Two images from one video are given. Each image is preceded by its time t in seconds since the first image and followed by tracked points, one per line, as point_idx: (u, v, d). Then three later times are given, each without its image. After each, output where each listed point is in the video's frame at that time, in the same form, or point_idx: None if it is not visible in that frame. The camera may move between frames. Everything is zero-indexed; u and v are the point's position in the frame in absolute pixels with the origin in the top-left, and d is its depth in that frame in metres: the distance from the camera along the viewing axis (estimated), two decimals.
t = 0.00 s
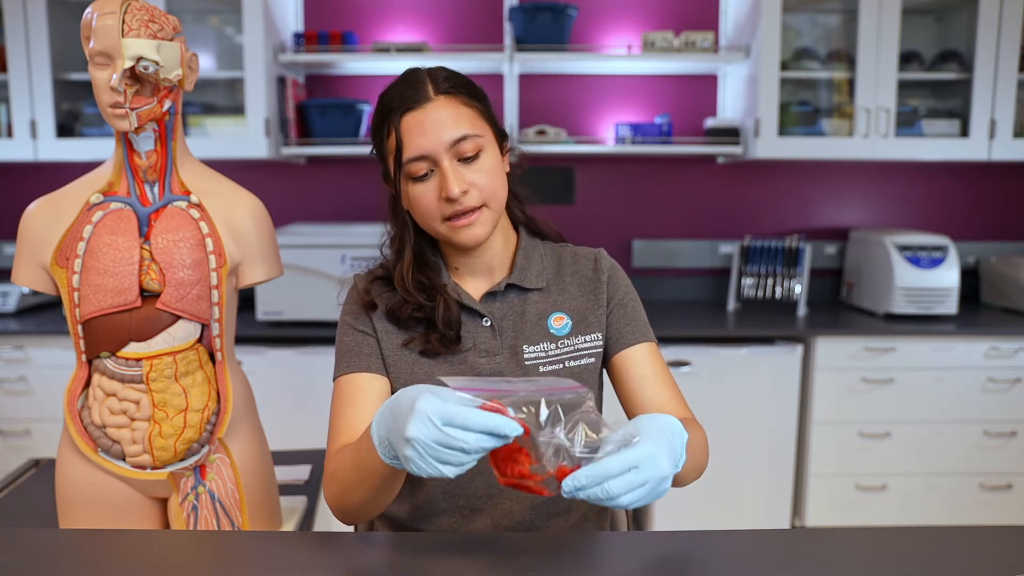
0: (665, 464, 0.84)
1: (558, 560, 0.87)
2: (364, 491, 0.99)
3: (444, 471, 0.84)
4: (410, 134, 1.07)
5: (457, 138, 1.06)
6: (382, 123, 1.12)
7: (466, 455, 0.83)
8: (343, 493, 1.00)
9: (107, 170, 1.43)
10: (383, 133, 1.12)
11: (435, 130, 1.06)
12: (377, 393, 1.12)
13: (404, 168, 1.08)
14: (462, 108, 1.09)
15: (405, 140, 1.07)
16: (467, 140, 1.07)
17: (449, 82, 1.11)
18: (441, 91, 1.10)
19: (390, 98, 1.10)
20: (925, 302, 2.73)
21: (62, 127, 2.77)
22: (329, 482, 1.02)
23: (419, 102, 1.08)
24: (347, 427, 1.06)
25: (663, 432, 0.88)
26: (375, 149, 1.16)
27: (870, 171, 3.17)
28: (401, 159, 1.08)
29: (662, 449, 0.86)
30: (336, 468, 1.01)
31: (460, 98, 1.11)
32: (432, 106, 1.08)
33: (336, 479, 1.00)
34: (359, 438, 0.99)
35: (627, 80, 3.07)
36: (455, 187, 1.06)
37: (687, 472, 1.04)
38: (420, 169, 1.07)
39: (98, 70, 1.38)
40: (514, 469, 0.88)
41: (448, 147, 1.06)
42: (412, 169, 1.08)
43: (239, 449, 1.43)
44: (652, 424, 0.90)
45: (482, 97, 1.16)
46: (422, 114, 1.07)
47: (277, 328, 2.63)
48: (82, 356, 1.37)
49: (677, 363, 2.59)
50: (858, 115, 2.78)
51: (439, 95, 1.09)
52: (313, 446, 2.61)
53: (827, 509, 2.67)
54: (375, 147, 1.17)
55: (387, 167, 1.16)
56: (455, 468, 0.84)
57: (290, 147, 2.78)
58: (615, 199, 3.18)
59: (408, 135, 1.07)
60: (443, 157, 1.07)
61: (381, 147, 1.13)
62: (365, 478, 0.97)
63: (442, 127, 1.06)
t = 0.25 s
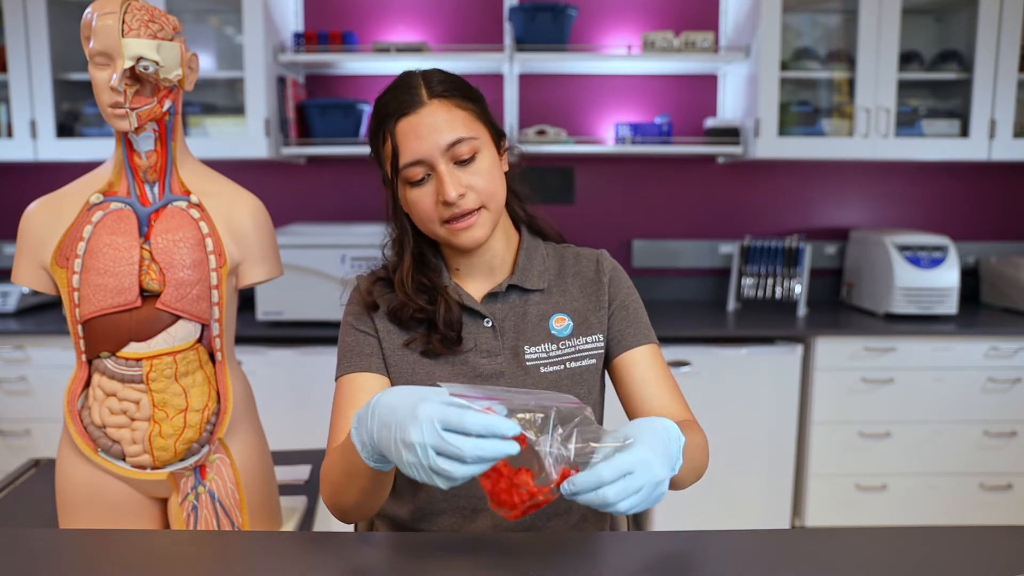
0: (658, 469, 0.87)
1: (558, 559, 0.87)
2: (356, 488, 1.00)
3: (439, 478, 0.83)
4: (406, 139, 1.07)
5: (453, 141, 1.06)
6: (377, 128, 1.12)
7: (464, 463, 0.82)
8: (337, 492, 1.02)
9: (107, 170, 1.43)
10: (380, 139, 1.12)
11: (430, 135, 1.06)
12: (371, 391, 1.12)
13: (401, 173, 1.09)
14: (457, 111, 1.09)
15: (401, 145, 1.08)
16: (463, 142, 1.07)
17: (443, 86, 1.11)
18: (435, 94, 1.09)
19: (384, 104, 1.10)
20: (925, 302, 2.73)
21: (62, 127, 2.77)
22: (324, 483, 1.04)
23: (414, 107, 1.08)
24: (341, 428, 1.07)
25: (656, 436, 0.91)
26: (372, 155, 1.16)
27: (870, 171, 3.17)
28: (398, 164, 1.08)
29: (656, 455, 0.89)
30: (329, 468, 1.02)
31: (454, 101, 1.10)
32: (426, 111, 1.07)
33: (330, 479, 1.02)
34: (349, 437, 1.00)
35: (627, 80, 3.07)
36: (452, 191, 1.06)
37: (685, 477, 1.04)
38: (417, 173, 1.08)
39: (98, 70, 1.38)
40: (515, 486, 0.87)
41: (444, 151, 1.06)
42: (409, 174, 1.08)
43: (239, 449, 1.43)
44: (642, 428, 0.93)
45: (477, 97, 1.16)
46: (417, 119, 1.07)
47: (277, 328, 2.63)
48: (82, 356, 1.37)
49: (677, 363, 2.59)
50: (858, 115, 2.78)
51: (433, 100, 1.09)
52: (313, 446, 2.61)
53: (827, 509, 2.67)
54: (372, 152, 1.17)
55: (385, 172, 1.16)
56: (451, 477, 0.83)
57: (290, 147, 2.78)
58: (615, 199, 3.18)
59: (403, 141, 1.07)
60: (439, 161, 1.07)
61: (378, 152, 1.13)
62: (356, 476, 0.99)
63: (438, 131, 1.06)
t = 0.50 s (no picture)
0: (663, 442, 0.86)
1: (557, 560, 0.87)
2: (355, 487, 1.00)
3: (439, 467, 0.85)
4: (407, 133, 1.08)
5: (453, 135, 1.07)
6: (380, 122, 1.13)
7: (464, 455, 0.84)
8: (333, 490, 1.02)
9: (107, 170, 1.43)
10: (382, 133, 1.13)
11: (431, 128, 1.07)
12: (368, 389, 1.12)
13: (402, 166, 1.09)
14: (459, 106, 1.10)
15: (402, 138, 1.08)
16: (464, 137, 1.07)
17: (447, 81, 1.11)
18: (437, 89, 1.10)
19: (387, 99, 1.11)
20: (925, 302, 2.73)
21: (62, 127, 2.77)
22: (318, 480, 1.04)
23: (416, 101, 1.09)
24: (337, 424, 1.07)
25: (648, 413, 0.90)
26: (375, 149, 1.17)
27: (870, 171, 3.17)
28: (399, 157, 1.09)
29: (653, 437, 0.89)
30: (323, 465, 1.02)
31: (457, 96, 1.11)
32: (428, 105, 1.08)
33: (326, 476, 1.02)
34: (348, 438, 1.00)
35: (627, 80, 3.07)
36: (451, 184, 1.06)
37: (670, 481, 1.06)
38: (417, 167, 1.08)
39: (98, 70, 1.38)
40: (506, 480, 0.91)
41: (444, 145, 1.07)
42: (409, 168, 1.08)
43: (239, 449, 1.43)
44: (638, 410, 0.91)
45: (481, 96, 1.16)
46: (418, 112, 1.08)
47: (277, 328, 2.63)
48: (82, 356, 1.37)
49: (677, 363, 2.59)
50: (858, 115, 2.78)
51: (436, 94, 1.10)
52: (313, 446, 2.61)
53: (827, 509, 2.67)
54: (375, 147, 1.18)
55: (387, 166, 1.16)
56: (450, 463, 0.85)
57: (290, 147, 2.78)
58: (615, 199, 3.18)
59: (404, 134, 1.08)
60: (439, 155, 1.07)
61: (380, 146, 1.14)
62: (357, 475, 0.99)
63: (439, 125, 1.07)
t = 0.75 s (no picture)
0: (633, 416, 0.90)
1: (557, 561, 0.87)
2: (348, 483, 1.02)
3: (440, 483, 0.84)
4: (420, 129, 1.08)
5: (466, 135, 1.07)
6: (393, 116, 1.13)
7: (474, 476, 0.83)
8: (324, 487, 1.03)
9: (107, 170, 1.43)
10: (394, 128, 1.13)
11: (445, 126, 1.07)
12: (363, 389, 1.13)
13: (413, 162, 1.09)
14: (474, 108, 1.10)
15: (415, 134, 1.08)
16: (477, 138, 1.07)
17: (463, 80, 1.12)
18: (453, 87, 1.11)
19: (403, 93, 1.12)
20: (925, 302, 2.73)
21: (62, 127, 2.77)
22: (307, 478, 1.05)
23: (432, 98, 1.09)
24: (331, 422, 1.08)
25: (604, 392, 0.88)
26: (387, 143, 1.17)
27: (870, 171, 3.17)
28: (410, 153, 1.09)
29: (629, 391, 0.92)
30: (315, 462, 1.03)
31: (473, 97, 1.11)
32: (443, 104, 1.09)
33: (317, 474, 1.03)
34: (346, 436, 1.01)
35: (627, 80, 3.07)
36: (461, 184, 1.06)
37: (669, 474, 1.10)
38: (428, 164, 1.08)
39: (98, 70, 1.38)
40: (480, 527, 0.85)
41: (456, 144, 1.07)
42: (419, 164, 1.08)
43: (239, 449, 1.43)
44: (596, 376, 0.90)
45: (497, 99, 1.17)
46: (433, 109, 1.08)
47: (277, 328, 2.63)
48: (82, 356, 1.37)
49: (677, 363, 2.59)
50: (858, 115, 2.78)
51: (451, 93, 1.10)
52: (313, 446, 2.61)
53: (827, 509, 2.67)
54: (386, 140, 1.18)
55: (398, 161, 1.16)
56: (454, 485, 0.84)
57: (290, 147, 2.78)
58: (615, 200, 3.18)
59: (418, 130, 1.08)
60: (450, 154, 1.07)
61: (393, 142, 1.14)
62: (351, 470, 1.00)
63: (453, 124, 1.07)
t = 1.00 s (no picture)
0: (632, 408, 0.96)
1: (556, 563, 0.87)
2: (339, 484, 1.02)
3: (417, 487, 0.84)
4: (426, 124, 1.08)
5: (471, 133, 1.07)
6: (400, 111, 1.13)
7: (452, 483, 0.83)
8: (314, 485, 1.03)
9: (107, 170, 1.43)
10: (400, 123, 1.13)
11: (450, 123, 1.07)
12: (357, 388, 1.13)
13: (416, 157, 1.09)
14: (480, 106, 1.10)
15: (420, 130, 1.08)
16: (482, 136, 1.07)
17: (471, 78, 1.12)
18: (461, 85, 1.11)
19: (410, 89, 1.12)
20: (925, 302, 2.73)
21: (62, 127, 2.76)
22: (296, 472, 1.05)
23: (439, 94, 1.09)
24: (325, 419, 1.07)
25: (584, 424, 0.90)
26: (392, 137, 1.17)
27: (870, 171, 3.17)
28: (415, 148, 1.09)
29: (614, 387, 0.93)
30: (305, 457, 1.03)
31: (480, 96, 1.12)
32: (450, 100, 1.09)
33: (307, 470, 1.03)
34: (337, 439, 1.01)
35: (627, 80, 3.07)
36: (464, 181, 1.06)
37: (705, 439, 1.10)
38: (432, 160, 1.08)
39: (98, 69, 1.38)
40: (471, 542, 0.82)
41: (461, 141, 1.07)
42: (423, 160, 1.08)
43: (239, 449, 1.43)
44: (570, 408, 0.89)
45: (503, 98, 1.17)
46: (439, 106, 1.08)
47: (277, 328, 2.63)
48: (82, 356, 1.37)
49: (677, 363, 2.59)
50: (858, 115, 2.78)
51: (459, 90, 1.11)
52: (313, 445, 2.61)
53: (827, 509, 2.67)
54: (391, 134, 1.18)
55: (402, 156, 1.16)
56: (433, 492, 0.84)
57: (290, 147, 2.78)
58: (615, 200, 3.18)
59: (423, 125, 1.08)
60: (455, 150, 1.07)
61: (397, 136, 1.14)
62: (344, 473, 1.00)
63: (458, 121, 1.07)
